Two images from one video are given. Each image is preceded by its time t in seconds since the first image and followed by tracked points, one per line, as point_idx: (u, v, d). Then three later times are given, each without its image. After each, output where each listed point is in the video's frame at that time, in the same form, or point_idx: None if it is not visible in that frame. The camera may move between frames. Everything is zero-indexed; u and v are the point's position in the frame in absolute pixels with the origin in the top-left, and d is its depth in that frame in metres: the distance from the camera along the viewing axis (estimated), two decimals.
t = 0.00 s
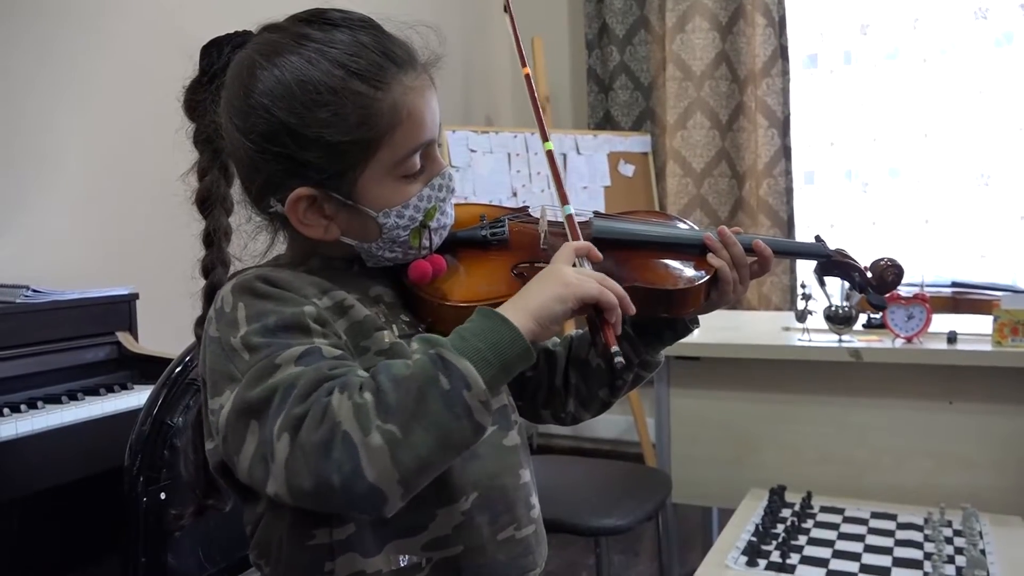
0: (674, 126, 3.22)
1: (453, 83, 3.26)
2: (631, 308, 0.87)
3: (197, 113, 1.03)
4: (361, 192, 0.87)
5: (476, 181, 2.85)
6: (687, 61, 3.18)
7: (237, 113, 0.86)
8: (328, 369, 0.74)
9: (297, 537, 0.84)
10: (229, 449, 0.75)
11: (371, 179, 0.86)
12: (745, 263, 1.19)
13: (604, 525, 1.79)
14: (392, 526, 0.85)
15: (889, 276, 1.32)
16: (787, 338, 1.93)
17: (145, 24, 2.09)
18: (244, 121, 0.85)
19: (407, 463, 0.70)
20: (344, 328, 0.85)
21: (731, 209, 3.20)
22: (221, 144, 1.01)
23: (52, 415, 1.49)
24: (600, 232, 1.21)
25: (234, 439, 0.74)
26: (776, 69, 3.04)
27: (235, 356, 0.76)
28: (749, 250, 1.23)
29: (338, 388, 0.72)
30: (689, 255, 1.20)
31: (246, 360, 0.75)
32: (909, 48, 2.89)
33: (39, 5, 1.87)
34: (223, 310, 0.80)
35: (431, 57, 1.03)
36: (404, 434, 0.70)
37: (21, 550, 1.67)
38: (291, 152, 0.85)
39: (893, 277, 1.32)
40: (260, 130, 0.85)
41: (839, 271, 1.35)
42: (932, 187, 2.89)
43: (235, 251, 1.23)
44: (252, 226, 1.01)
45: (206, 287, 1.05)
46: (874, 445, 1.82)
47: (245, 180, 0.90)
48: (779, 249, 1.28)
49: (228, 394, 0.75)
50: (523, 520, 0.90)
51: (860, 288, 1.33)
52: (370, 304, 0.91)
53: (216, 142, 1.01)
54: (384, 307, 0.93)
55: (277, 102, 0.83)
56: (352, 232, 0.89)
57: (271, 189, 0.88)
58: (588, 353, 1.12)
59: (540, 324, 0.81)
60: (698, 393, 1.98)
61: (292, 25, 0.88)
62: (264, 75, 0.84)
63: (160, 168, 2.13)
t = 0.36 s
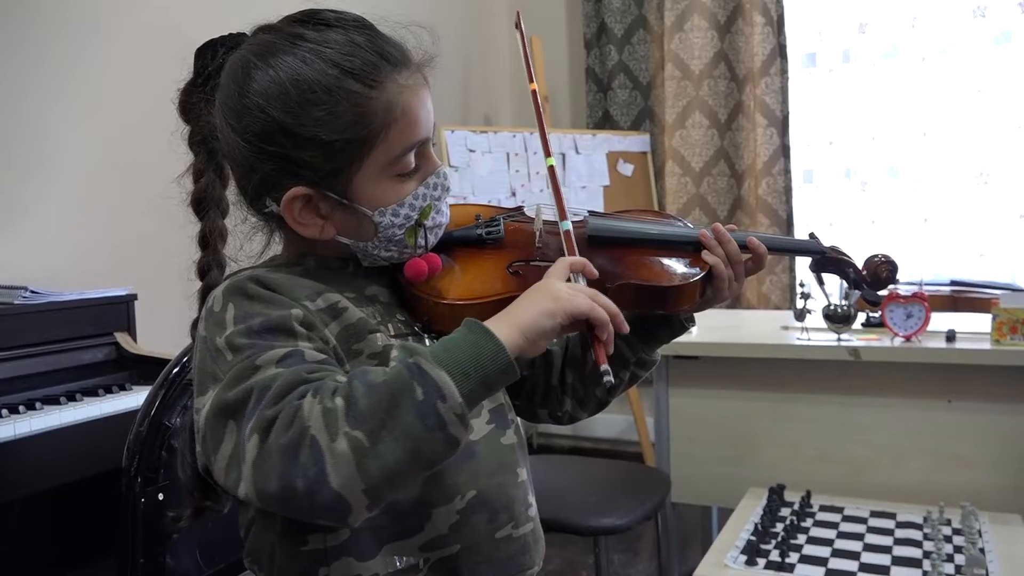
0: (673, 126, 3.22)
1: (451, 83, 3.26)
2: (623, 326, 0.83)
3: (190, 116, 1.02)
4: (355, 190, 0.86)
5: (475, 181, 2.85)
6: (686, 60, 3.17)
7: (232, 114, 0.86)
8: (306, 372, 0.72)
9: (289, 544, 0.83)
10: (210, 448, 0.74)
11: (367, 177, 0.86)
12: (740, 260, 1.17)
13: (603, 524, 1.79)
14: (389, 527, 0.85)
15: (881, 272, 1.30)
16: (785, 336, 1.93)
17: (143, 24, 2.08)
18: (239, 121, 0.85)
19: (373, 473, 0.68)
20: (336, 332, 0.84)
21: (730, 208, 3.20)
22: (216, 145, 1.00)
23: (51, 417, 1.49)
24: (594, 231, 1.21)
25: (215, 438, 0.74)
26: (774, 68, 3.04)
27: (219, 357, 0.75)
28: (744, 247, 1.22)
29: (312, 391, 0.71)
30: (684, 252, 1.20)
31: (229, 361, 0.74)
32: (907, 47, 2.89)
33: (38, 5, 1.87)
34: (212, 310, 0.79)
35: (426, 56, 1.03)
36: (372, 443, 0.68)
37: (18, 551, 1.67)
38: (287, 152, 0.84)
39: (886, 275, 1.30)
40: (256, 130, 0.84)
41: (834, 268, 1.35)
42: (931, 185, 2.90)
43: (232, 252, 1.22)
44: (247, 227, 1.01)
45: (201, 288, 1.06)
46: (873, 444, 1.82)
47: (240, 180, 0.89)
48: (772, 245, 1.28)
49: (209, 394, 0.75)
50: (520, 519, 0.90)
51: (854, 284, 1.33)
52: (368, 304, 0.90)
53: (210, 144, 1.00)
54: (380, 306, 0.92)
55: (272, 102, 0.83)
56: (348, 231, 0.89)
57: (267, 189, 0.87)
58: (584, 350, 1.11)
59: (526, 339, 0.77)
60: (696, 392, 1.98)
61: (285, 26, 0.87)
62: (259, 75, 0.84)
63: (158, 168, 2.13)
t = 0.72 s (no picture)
0: (672, 125, 3.22)
1: (450, 82, 3.26)
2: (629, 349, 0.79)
3: (187, 116, 1.02)
4: (353, 190, 0.86)
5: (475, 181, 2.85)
6: (686, 59, 3.17)
7: (228, 114, 0.86)
8: (294, 381, 0.71)
9: (287, 548, 0.84)
10: (200, 451, 0.74)
11: (364, 176, 0.86)
12: (739, 258, 1.17)
13: (603, 524, 1.79)
14: (388, 528, 0.84)
15: (881, 271, 1.29)
16: (785, 335, 1.94)
17: (142, 24, 2.08)
18: (236, 121, 0.85)
19: (350, 491, 0.66)
20: (333, 335, 0.83)
21: (730, 208, 3.20)
22: (213, 146, 1.00)
23: (49, 417, 1.49)
24: (590, 229, 1.21)
25: (204, 441, 0.73)
26: (774, 67, 3.04)
27: (213, 361, 0.75)
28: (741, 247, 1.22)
29: (298, 402, 0.69)
30: (682, 251, 1.20)
31: (222, 364, 0.74)
32: (907, 46, 2.89)
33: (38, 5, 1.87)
34: (209, 313, 0.79)
35: (422, 56, 1.03)
36: (352, 461, 0.66)
37: (19, 550, 1.67)
38: (284, 152, 0.84)
39: (886, 273, 1.29)
40: (252, 130, 0.84)
41: (832, 266, 1.35)
42: (931, 185, 2.89)
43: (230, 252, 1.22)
44: (243, 227, 1.01)
45: (199, 288, 1.06)
46: (873, 443, 1.82)
47: (237, 180, 0.89)
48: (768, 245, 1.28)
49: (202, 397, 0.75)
50: (518, 519, 0.90)
51: (852, 283, 1.32)
52: (366, 304, 0.90)
53: (206, 145, 1.00)
54: (378, 306, 0.92)
55: (268, 101, 0.83)
56: (345, 231, 0.89)
57: (264, 188, 0.87)
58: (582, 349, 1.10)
59: (524, 366, 0.74)
60: (696, 391, 1.98)
61: (282, 26, 0.87)
62: (255, 75, 0.84)
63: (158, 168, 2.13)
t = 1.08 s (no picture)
0: (675, 124, 3.22)
1: (454, 82, 3.26)
2: (642, 370, 0.78)
3: (193, 115, 1.02)
4: (358, 186, 0.87)
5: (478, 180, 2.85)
6: (689, 59, 3.17)
7: (235, 110, 0.86)
8: (293, 383, 0.71)
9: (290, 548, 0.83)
10: (197, 447, 0.74)
11: (367, 173, 0.86)
12: (742, 258, 1.17)
13: (606, 523, 1.79)
14: (391, 530, 0.84)
15: (884, 272, 1.28)
16: (789, 335, 1.94)
17: (147, 23, 2.09)
18: (242, 117, 0.85)
19: (340, 501, 0.65)
20: (336, 335, 0.83)
21: (733, 207, 3.20)
22: (218, 144, 1.00)
23: (54, 415, 1.49)
24: (595, 229, 1.21)
25: (201, 438, 0.73)
26: (778, 66, 3.03)
27: (215, 358, 0.74)
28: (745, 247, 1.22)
29: (297, 404, 0.69)
30: (686, 250, 1.19)
31: (223, 362, 0.73)
32: (912, 45, 2.88)
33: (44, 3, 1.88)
34: (213, 312, 0.79)
35: (427, 54, 1.03)
36: (344, 471, 0.65)
37: (23, 548, 1.68)
38: (290, 147, 0.84)
39: (890, 274, 1.28)
40: (258, 126, 0.84)
41: (836, 266, 1.35)
42: (935, 184, 2.89)
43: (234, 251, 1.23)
44: (249, 226, 1.01)
45: (204, 287, 1.05)
46: (877, 444, 1.81)
47: (242, 176, 0.89)
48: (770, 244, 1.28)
49: (202, 394, 0.74)
50: (521, 518, 0.90)
51: (856, 283, 1.31)
52: (373, 302, 0.90)
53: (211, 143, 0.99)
54: (382, 305, 0.91)
55: (275, 97, 0.83)
56: (350, 227, 0.89)
57: (269, 184, 0.87)
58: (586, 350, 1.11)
59: (537, 392, 0.73)
60: (699, 391, 1.98)
61: (288, 24, 0.87)
62: (262, 71, 0.84)
63: (163, 167, 2.13)
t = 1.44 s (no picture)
0: (676, 124, 3.22)
1: (455, 81, 3.26)
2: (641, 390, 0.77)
3: (194, 114, 1.02)
4: (359, 184, 0.87)
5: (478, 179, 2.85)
6: (690, 58, 3.17)
7: (237, 108, 0.86)
8: (287, 383, 0.70)
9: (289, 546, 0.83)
10: (187, 441, 0.74)
11: (369, 173, 0.86)
12: (739, 257, 1.17)
13: (606, 523, 1.79)
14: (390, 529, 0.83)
15: (880, 271, 1.30)
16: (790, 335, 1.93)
17: (147, 23, 2.09)
18: (244, 116, 0.85)
19: (323, 507, 0.65)
20: (335, 334, 0.83)
21: (734, 207, 3.20)
22: (219, 144, 0.99)
23: (54, 415, 1.49)
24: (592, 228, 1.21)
25: (192, 434, 0.72)
26: (779, 66, 3.03)
27: (210, 355, 0.74)
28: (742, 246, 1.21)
29: (289, 404, 0.68)
30: (683, 250, 1.20)
31: (217, 360, 0.73)
32: (913, 45, 2.88)
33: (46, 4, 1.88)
34: (211, 310, 0.78)
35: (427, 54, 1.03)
36: (329, 477, 0.65)
37: (23, 548, 1.68)
38: (292, 146, 0.84)
39: (886, 273, 1.30)
40: (260, 125, 0.84)
41: (831, 266, 1.35)
42: (936, 184, 2.89)
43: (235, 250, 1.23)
44: (249, 225, 1.01)
45: (205, 285, 1.05)
46: (877, 443, 1.81)
47: (244, 175, 0.89)
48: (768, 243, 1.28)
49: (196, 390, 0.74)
50: (521, 516, 0.90)
51: (852, 282, 1.32)
52: (372, 301, 0.89)
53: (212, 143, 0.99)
54: (382, 303, 0.91)
55: (277, 96, 0.83)
56: (351, 226, 0.89)
57: (271, 183, 0.87)
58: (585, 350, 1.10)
59: (531, 410, 0.71)
60: (699, 391, 1.98)
61: (290, 24, 0.87)
62: (264, 70, 0.84)
63: (163, 166, 2.13)
